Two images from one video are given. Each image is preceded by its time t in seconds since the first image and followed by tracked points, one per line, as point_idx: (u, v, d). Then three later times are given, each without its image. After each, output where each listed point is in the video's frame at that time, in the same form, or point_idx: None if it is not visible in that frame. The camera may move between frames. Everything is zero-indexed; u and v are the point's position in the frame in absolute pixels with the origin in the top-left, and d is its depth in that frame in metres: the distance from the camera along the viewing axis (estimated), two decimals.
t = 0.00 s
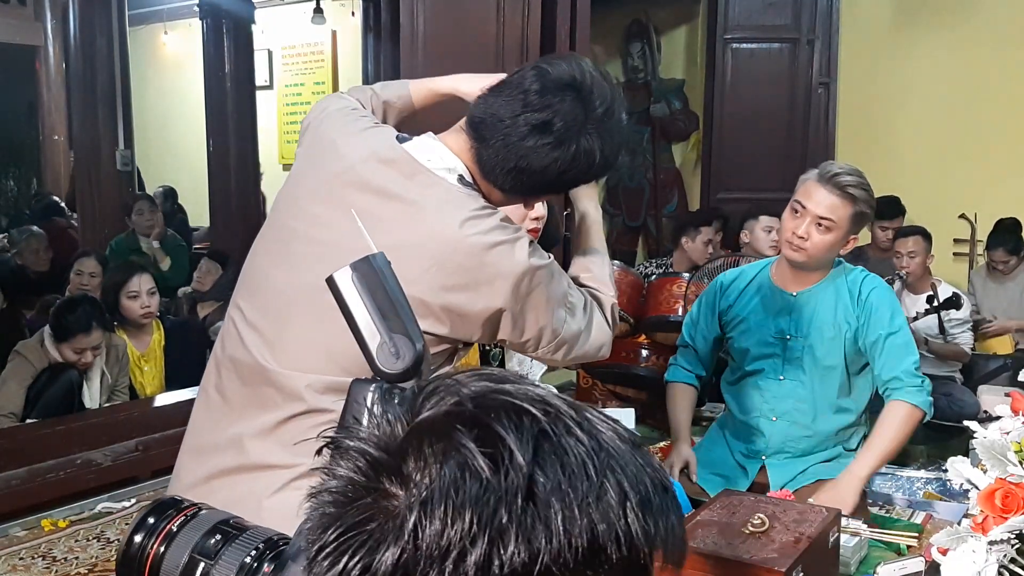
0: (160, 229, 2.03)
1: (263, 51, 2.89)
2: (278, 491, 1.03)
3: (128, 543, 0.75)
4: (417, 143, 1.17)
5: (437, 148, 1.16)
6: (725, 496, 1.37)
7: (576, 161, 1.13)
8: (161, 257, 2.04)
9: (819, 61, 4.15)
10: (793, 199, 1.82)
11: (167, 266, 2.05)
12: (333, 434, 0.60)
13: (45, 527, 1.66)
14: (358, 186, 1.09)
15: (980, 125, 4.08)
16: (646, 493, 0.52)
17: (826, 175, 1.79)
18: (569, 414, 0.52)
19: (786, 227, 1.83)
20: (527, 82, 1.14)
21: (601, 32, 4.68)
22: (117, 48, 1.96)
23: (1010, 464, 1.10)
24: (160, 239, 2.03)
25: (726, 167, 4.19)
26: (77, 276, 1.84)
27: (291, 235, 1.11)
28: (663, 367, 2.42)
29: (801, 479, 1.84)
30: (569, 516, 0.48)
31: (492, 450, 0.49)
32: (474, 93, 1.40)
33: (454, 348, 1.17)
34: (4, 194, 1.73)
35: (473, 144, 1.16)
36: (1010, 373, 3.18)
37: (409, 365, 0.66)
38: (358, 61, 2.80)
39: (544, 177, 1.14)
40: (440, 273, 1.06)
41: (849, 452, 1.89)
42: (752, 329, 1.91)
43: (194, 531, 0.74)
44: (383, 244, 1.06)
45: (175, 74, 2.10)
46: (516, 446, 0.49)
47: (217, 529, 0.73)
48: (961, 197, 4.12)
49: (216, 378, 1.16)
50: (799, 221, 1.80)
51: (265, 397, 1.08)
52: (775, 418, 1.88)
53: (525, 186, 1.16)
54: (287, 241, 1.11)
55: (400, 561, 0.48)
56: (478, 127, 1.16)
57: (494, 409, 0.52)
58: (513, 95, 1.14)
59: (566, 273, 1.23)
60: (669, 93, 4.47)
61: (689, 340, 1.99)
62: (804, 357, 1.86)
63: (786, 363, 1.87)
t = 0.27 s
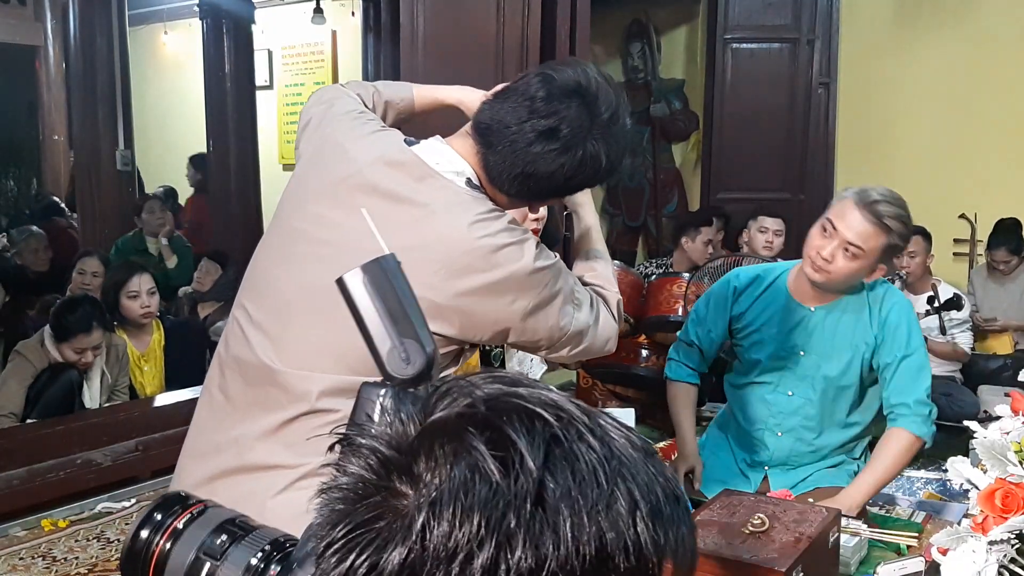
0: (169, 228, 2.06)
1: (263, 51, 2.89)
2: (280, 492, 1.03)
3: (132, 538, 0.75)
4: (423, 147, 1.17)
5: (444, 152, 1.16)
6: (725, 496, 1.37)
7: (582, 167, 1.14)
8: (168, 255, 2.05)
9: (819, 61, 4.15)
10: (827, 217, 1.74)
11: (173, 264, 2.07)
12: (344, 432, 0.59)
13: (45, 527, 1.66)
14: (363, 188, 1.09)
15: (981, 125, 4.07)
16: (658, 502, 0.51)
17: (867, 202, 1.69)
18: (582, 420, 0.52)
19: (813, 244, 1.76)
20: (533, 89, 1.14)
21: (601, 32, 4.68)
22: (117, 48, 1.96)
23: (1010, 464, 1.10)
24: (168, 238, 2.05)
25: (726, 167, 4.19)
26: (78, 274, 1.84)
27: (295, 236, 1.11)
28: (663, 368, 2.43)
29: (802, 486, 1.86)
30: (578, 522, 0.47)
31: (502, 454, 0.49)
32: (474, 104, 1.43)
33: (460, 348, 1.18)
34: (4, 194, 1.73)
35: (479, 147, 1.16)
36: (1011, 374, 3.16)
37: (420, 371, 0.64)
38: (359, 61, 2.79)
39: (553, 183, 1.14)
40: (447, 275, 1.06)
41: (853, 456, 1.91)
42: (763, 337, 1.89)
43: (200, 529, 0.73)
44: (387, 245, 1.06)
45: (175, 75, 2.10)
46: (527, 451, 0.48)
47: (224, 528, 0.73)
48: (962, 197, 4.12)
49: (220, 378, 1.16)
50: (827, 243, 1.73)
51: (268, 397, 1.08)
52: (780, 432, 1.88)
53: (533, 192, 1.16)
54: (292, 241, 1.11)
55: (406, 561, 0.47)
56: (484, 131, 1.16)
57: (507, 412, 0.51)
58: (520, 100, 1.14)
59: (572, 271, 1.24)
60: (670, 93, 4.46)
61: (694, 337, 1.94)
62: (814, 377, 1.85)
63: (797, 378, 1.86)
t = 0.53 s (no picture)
0: (169, 229, 2.05)
1: (263, 50, 2.89)
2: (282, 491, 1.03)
3: (136, 528, 0.74)
4: (428, 150, 1.17)
5: (449, 155, 1.17)
6: (726, 496, 1.37)
7: (586, 172, 1.14)
8: (168, 256, 2.05)
9: (819, 61, 4.14)
10: (865, 269, 1.66)
11: (173, 266, 2.06)
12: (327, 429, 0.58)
13: (46, 527, 1.66)
14: (366, 189, 1.09)
15: (981, 125, 4.07)
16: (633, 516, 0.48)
17: (906, 265, 1.58)
18: (556, 427, 0.50)
19: (846, 292, 1.69)
20: (538, 93, 1.14)
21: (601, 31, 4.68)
22: (118, 48, 1.96)
23: (1010, 464, 1.10)
24: (168, 239, 2.05)
25: (726, 167, 4.19)
26: (83, 277, 1.86)
27: (299, 236, 1.11)
28: (663, 368, 2.44)
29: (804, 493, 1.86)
30: (541, 532, 0.45)
31: (467, 457, 0.47)
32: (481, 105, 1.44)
33: (462, 347, 1.18)
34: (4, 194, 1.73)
35: (484, 149, 1.16)
36: (1010, 373, 3.17)
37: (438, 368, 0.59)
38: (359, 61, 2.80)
39: (557, 187, 1.14)
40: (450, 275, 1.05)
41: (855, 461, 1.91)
42: (781, 365, 1.85)
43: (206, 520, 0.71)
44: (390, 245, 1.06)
45: (175, 75, 2.10)
46: (491, 456, 0.47)
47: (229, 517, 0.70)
48: (962, 197, 4.13)
49: (222, 378, 1.17)
50: (856, 296, 1.66)
51: (270, 396, 1.08)
52: (785, 456, 1.88)
53: (536, 195, 1.16)
54: (297, 242, 1.11)
55: (362, 560, 0.46)
56: (489, 135, 1.16)
57: (478, 416, 0.50)
58: (524, 105, 1.14)
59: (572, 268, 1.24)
60: (669, 93, 4.46)
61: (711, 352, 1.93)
62: (828, 412, 1.84)
63: (810, 408, 1.85)
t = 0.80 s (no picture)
0: (166, 231, 2.05)
1: (263, 50, 2.89)
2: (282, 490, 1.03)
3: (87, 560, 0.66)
4: (428, 149, 1.17)
5: (449, 154, 1.17)
6: (725, 496, 1.37)
7: (586, 173, 1.14)
8: (168, 257, 2.05)
9: (819, 61, 4.14)
10: (866, 317, 1.61)
11: (174, 267, 2.06)
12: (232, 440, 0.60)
13: (46, 527, 1.65)
14: (366, 188, 1.09)
15: (981, 125, 4.07)
16: (530, 494, 0.52)
17: (904, 323, 1.54)
18: (454, 419, 0.53)
19: (844, 336, 1.66)
20: (537, 93, 1.14)
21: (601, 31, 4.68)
22: (118, 48, 1.96)
23: (1010, 464, 1.10)
24: (166, 241, 2.05)
25: (726, 168, 4.19)
26: (86, 278, 1.87)
27: (301, 235, 1.11)
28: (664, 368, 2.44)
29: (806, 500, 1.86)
30: (434, 520, 0.49)
31: (361, 458, 0.50)
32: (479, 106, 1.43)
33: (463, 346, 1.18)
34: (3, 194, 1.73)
35: (483, 148, 1.16)
36: (1010, 374, 3.13)
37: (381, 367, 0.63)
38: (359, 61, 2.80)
39: (558, 188, 1.14)
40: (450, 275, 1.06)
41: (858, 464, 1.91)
42: (785, 395, 1.81)
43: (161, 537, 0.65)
44: (392, 245, 1.06)
45: (175, 74, 2.10)
46: (384, 454, 0.50)
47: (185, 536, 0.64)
48: (962, 197, 4.12)
49: (222, 377, 1.17)
50: (851, 343, 1.63)
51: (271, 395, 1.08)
52: (790, 472, 1.87)
53: (536, 194, 1.16)
54: (298, 241, 1.11)
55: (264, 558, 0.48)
56: (490, 134, 1.16)
57: (372, 414, 0.52)
58: (524, 107, 1.14)
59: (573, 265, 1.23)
60: (669, 93, 4.46)
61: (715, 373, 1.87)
62: (834, 440, 1.81)
63: (815, 437, 1.82)
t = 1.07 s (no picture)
0: (163, 231, 2.03)
1: (263, 51, 2.90)
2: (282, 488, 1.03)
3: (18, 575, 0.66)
4: (428, 148, 1.17)
5: (447, 153, 1.16)
6: (725, 496, 1.37)
7: (584, 172, 1.14)
8: (166, 259, 2.02)
9: (819, 61, 4.14)
10: (847, 344, 1.61)
11: (171, 267, 2.03)
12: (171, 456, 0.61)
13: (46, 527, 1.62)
14: (366, 188, 1.09)
15: (980, 126, 4.07)
16: (465, 494, 0.54)
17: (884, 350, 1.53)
18: (390, 423, 0.55)
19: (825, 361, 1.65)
20: (535, 91, 1.14)
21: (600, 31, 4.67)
22: (117, 48, 1.96)
23: (1010, 464, 1.10)
24: (163, 241, 2.02)
25: (726, 168, 4.19)
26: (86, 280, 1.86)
27: (303, 235, 1.11)
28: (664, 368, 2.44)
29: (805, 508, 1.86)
30: (366, 528, 0.50)
31: (292, 469, 0.51)
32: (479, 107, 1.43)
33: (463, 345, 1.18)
34: (4, 195, 1.73)
35: (482, 147, 1.16)
36: (1011, 373, 3.16)
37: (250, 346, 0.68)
38: (359, 60, 2.80)
39: (556, 186, 1.14)
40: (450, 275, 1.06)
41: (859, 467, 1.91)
42: (781, 411, 1.81)
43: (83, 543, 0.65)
44: (392, 245, 1.07)
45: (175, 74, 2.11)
46: (316, 464, 0.51)
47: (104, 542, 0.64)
48: (962, 197, 4.12)
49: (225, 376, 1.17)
50: (831, 369, 1.62)
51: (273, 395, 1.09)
52: (788, 481, 1.88)
53: (534, 193, 1.16)
54: (300, 242, 1.12)
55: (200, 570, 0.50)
56: (489, 132, 1.16)
57: (304, 425, 0.54)
58: (523, 105, 1.14)
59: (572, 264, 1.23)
60: (670, 93, 4.46)
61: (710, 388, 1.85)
62: (829, 455, 1.81)
63: (810, 451, 1.81)
